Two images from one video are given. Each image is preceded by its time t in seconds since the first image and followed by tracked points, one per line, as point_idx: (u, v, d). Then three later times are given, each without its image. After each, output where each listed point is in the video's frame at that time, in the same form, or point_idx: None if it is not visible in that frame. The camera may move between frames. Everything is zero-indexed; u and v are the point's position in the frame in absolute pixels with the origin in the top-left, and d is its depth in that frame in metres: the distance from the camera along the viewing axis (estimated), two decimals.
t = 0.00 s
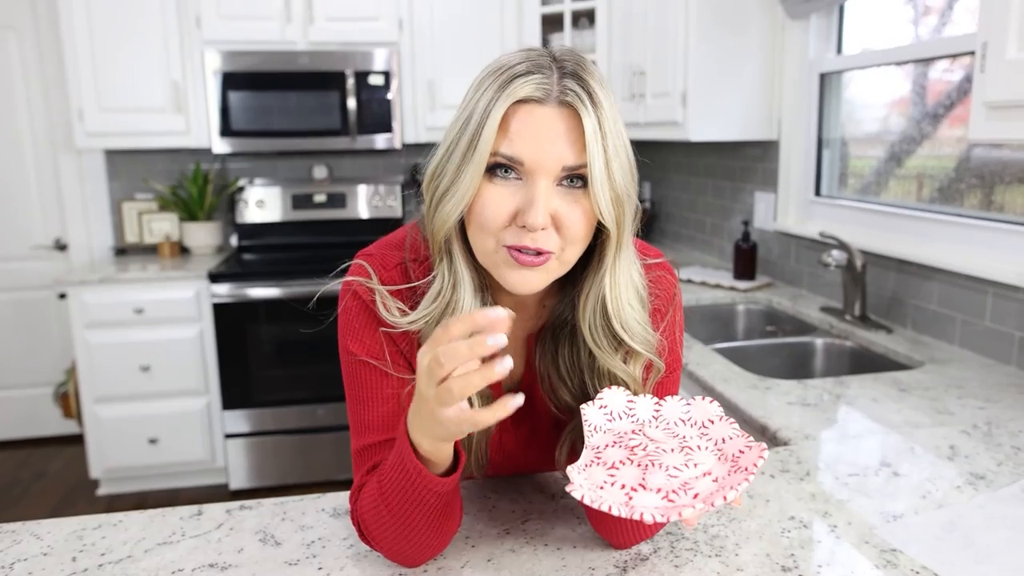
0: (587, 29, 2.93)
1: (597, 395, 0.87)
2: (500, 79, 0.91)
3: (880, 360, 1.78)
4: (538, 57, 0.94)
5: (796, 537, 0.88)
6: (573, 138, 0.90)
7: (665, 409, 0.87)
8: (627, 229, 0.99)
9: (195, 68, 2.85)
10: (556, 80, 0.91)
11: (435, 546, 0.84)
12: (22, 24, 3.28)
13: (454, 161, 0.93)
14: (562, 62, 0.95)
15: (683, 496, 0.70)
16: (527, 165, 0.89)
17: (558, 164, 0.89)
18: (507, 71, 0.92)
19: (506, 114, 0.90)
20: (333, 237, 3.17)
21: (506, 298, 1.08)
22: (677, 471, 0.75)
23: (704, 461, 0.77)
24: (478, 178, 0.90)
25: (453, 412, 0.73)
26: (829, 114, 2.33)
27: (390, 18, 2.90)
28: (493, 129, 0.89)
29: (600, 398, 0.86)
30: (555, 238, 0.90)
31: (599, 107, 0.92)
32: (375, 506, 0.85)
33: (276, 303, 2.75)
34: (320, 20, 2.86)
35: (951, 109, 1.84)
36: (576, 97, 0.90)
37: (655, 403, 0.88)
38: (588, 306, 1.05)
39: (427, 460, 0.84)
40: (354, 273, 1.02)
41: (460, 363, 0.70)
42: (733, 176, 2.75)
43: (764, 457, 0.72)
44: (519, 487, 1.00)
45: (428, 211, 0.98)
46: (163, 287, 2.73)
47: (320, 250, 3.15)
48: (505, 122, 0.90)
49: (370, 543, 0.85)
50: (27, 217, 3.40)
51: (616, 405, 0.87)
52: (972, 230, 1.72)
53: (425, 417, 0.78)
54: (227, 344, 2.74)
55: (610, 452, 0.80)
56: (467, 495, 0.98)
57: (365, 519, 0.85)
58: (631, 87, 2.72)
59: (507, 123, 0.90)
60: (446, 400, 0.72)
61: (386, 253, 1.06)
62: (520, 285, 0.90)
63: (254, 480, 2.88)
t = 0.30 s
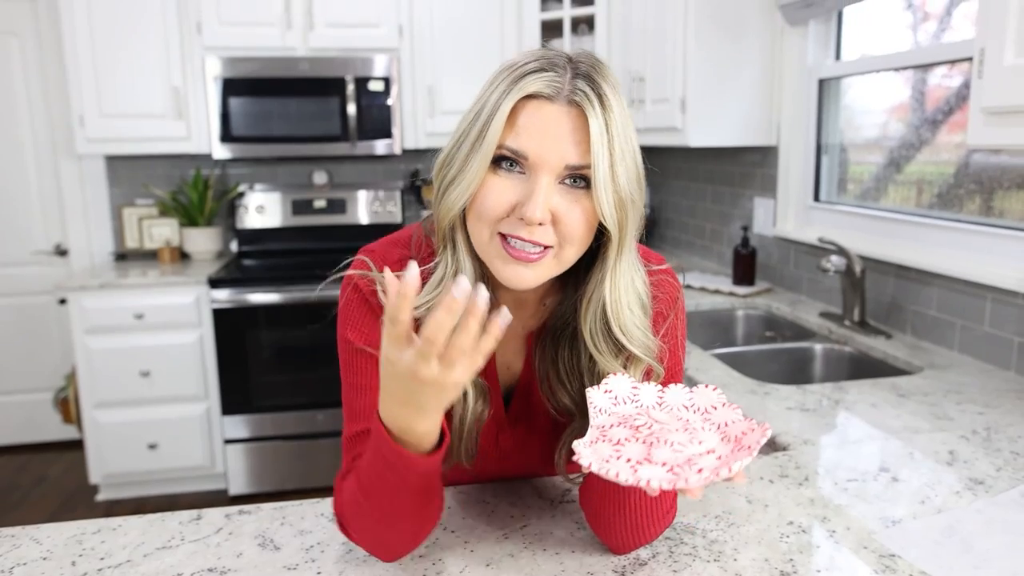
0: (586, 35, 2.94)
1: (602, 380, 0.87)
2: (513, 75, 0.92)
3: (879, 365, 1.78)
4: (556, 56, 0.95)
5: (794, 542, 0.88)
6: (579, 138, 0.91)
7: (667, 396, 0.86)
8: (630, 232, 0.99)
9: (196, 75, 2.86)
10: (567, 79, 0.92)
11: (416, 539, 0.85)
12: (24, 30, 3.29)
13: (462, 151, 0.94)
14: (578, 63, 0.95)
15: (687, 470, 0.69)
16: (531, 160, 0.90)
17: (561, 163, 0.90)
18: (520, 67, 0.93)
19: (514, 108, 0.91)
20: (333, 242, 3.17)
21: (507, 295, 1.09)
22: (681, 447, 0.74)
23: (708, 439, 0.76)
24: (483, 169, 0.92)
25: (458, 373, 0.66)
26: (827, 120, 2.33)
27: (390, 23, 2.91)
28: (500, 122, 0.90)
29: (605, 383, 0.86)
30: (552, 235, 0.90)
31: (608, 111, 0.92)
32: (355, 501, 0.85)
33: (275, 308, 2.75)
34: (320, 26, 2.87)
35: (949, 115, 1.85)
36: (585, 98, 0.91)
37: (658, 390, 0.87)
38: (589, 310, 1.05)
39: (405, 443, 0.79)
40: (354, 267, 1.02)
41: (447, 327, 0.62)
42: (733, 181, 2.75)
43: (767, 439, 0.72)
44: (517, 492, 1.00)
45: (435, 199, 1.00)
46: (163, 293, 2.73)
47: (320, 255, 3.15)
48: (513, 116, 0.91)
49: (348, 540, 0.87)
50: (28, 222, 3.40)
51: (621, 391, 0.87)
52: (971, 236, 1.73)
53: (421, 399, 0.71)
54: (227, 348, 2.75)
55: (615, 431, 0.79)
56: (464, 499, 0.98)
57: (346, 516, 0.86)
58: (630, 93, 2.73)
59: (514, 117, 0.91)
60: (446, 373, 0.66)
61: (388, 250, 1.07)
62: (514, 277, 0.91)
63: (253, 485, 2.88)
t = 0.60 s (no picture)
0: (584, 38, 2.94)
1: (613, 384, 0.87)
2: (538, 72, 0.93)
3: (877, 367, 1.78)
4: (588, 59, 0.95)
5: (793, 545, 0.88)
6: (598, 143, 0.91)
7: (678, 393, 0.88)
8: (646, 241, 0.98)
9: (193, 78, 2.86)
10: (593, 84, 0.92)
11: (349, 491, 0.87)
12: (23, 33, 3.29)
13: (479, 139, 0.95)
14: (608, 70, 0.95)
15: (720, 466, 0.70)
16: (545, 156, 0.91)
17: (575, 163, 0.90)
18: (548, 66, 0.94)
19: (536, 104, 0.92)
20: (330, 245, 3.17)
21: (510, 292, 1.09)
22: (709, 444, 0.75)
23: (731, 433, 0.78)
24: (497, 160, 0.92)
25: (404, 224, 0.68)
26: (825, 122, 2.34)
27: (387, 26, 2.91)
28: (520, 115, 0.91)
29: (617, 386, 0.87)
30: (555, 232, 0.91)
31: (631, 120, 0.92)
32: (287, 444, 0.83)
33: (273, 311, 2.75)
34: (317, 28, 2.87)
35: (947, 118, 1.86)
36: (607, 104, 0.91)
37: (669, 389, 0.88)
38: (602, 320, 1.03)
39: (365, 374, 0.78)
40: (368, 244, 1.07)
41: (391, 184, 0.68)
42: (730, 184, 2.76)
43: (789, 427, 0.75)
44: (515, 495, 1.00)
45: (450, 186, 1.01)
46: (160, 295, 2.72)
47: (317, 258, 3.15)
48: (534, 111, 0.92)
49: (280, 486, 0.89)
50: (25, 225, 3.40)
51: (632, 392, 0.87)
52: (969, 238, 1.73)
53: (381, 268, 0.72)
54: (224, 351, 2.75)
55: (637, 433, 0.79)
56: (461, 502, 0.98)
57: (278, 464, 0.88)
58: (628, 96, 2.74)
59: (535, 113, 0.92)
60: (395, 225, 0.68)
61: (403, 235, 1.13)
62: (512, 268, 0.92)
63: (250, 488, 2.87)
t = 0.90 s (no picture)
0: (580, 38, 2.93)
1: (618, 392, 0.86)
2: (541, 72, 0.93)
3: (873, 368, 1.78)
4: (591, 60, 0.95)
5: (790, 546, 0.88)
6: (601, 141, 0.91)
7: (684, 400, 0.87)
8: (652, 240, 0.98)
9: (188, 78, 2.85)
10: (596, 82, 0.92)
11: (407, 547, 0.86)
12: (18, 33, 3.28)
13: (481, 139, 0.95)
14: (610, 69, 0.95)
15: (735, 482, 0.70)
16: (547, 154, 0.91)
17: (578, 162, 0.90)
18: (550, 66, 0.94)
19: (539, 103, 0.92)
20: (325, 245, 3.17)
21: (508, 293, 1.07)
22: (722, 457, 0.75)
23: (742, 445, 0.78)
24: (499, 159, 0.92)
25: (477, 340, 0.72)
26: (820, 123, 2.34)
27: (383, 26, 2.91)
28: (523, 115, 0.91)
29: (623, 394, 0.85)
30: (555, 231, 0.90)
31: (634, 119, 0.92)
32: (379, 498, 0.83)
33: (268, 311, 2.74)
34: (313, 29, 2.86)
35: (943, 118, 1.86)
36: (610, 102, 0.91)
37: (674, 396, 0.87)
38: (612, 320, 1.04)
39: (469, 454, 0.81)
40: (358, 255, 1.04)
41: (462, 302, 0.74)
42: (725, 184, 2.76)
43: (801, 439, 0.76)
44: (512, 495, 1.00)
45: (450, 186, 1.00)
46: (155, 295, 2.72)
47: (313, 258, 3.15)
48: (537, 111, 0.92)
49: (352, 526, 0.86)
50: (21, 225, 3.39)
51: (637, 401, 0.86)
52: (965, 239, 1.74)
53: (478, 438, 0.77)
54: (220, 351, 2.74)
55: (647, 446, 0.78)
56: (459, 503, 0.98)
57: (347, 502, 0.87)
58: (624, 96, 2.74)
59: (538, 112, 0.91)
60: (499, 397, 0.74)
61: (394, 239, 1.08)
62: (509, 267, 0.92)
63: (246, 488, 2.87)
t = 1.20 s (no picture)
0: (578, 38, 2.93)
1: (615, 393, 0.86)
2: (540, 83, 0.89)
3: (871, 368, 1.79)
4: (579, 61, 0.92)
5: (788, 547, 0.88)
6: (611, 143, 0.90)
7: (682, 400, 0.87)
8: (653, 230, 1.00)
9: (187, 78, 2.85)
10: (595, 85, 0.90)
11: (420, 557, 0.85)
12: (17, 34, 3.27)
13: (489, 160, 0.90)
14: (597, 67, 0.93)
15: (734, 483, 0.71)
16: (565, 168, 0.88)
17: (595, 169, 0.89)
18: (545, 74, 0.90)
19: (548, 119, 0.88)
20: (323, 245, 3.17)
21: (512, 296, 1.07)
22: (721, 459, 0.76)
23: (741, 446, 0.79)
24: (517, 181, 0.88)
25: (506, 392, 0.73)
26: (819, 124, 2.35)
27: (381, 26, 2.91)
28: (536, 133, 0.87)
29: (620, 395, 0.85)
30: (584, 242, 0.90)
31: (635, 113, 0.92)
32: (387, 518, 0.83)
33: (266, 311, 2.74)
34: (311, 29, 2.86)
35: (941, 118, 1.87)
36: (616, 103, 0.90)
37: (672, 395, 0.88)
38: (605, 300, 1.06)
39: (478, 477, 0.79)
40: (357, 264, 1.02)
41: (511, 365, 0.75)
42: (724, 184, 2.76)
43: (799, 437, 0.76)
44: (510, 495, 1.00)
45: (453, 210, 0.96)
46: (154, 295, 2.72)
47: (311, 258, 3.15)
48: (547, 126, 0.88)
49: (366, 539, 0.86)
50: (19, 225, 3.38)
51: (635, 401, 0.86)
52: (964, 239, 1.74)
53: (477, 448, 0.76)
54: (219, 351, 2.74)
55: (646, 447, 0.79)
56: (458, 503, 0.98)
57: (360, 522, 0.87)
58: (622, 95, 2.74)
59: (549, 127, 0.88)
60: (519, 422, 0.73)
61: (391, 247, 1.06)
62: (544, 284, 0.91)
63: (244, 489, 2.87)
